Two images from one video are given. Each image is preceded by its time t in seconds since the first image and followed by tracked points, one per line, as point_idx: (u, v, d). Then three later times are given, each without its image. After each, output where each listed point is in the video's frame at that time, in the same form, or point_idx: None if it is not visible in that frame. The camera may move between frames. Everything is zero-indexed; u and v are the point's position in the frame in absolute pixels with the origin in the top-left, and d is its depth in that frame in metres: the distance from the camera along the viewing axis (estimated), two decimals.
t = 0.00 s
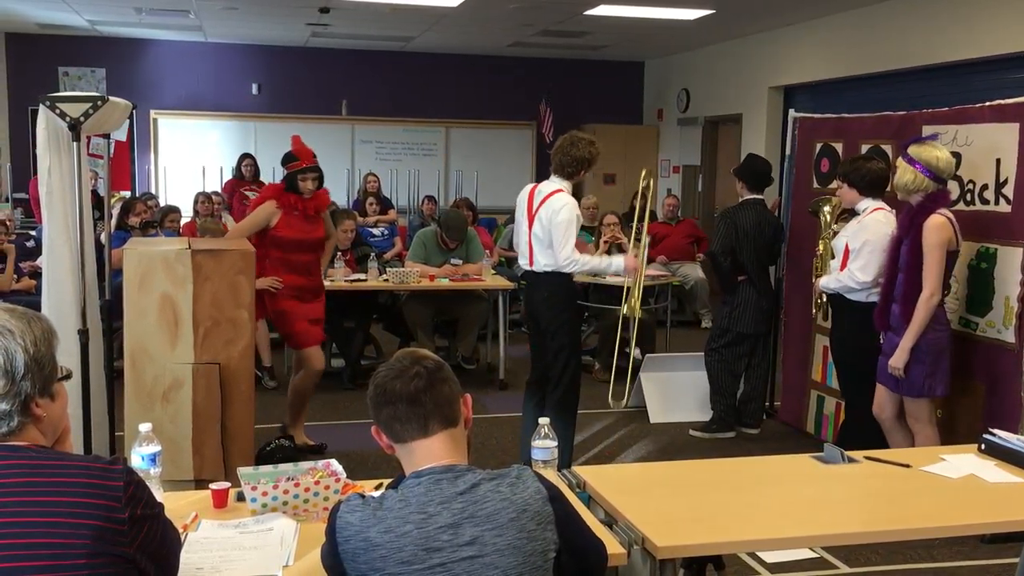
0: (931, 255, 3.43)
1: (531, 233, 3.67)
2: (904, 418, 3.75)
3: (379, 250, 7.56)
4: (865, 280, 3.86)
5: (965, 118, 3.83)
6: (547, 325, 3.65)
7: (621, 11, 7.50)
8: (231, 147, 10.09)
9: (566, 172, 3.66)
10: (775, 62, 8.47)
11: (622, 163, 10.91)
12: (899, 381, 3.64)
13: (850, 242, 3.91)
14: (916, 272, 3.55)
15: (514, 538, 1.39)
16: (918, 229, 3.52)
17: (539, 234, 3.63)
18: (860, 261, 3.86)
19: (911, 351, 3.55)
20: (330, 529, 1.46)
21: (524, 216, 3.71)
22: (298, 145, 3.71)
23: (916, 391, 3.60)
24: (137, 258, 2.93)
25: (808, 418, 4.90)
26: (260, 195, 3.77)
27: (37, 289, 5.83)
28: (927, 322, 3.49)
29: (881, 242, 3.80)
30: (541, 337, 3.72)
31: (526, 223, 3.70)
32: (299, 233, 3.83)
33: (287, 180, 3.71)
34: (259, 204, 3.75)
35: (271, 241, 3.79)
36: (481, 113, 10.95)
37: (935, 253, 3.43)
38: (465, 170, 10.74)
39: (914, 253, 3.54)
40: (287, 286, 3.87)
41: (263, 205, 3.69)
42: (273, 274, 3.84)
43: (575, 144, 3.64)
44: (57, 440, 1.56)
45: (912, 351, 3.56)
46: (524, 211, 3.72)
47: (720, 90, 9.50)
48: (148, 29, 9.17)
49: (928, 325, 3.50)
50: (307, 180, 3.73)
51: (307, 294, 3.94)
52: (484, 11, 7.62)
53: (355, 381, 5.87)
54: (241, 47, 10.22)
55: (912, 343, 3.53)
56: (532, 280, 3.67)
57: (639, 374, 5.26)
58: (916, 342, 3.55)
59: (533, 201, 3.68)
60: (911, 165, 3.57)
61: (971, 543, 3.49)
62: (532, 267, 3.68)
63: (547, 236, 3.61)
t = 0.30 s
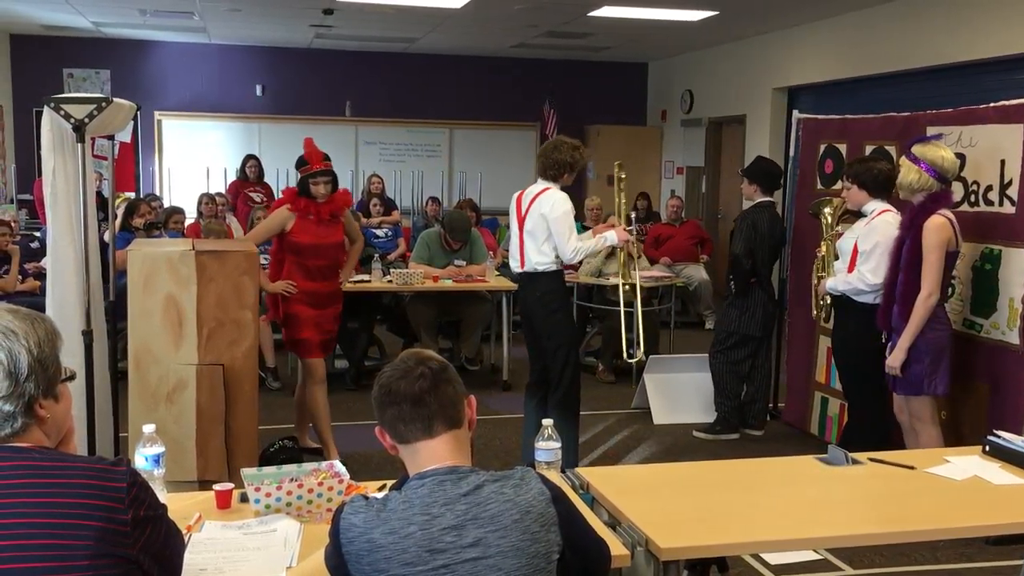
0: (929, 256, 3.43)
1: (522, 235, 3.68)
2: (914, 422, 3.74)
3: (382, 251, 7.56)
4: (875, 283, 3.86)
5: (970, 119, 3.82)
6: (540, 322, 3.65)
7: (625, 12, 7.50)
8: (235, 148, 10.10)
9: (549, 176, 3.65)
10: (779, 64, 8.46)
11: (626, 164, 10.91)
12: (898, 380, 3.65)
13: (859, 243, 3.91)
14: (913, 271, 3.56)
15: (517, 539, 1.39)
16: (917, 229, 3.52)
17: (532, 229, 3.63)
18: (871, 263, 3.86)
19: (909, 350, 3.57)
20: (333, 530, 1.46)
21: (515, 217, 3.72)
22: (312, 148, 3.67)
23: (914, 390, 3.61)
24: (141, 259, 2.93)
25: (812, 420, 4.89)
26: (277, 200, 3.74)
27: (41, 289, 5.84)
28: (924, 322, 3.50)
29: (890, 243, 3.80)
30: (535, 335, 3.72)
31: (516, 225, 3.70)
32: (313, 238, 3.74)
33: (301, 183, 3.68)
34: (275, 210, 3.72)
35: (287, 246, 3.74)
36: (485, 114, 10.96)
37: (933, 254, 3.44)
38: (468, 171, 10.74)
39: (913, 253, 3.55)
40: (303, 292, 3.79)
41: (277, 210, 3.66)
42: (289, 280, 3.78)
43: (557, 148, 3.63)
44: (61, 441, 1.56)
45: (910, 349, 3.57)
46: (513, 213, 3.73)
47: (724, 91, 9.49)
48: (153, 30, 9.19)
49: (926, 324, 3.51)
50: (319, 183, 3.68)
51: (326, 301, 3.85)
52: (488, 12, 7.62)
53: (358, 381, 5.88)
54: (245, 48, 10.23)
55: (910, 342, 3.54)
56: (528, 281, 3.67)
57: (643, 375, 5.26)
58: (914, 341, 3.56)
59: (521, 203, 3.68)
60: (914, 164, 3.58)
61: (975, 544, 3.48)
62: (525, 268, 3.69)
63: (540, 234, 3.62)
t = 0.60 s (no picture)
0: (942, 259, 3.42)
1: (528, 236, 3.67)
2: (919, 424, 3.73)
3: (385, 252, 7.57)
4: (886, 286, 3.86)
5: (974, 121, 3.81)
6: (546, 314, 3.64)
7: (628, 13, 7.49)
8: (239, 149, 10.13)
9: (546, 166, 3.67)
10: (782, 65, 8.45)
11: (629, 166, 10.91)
12: (904, 381, 3.65)
13: (868, 245, 3.90)
14: (923, 273, 3.54)
15: (520, 542, 1.38)
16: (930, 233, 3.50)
17: (539, 232, 3.62)
18: (881, 266, 3.86)
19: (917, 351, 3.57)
20: (336, 531, 1.46)
21: (520, 221, 3.71)
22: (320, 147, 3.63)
23: (919, 391, 3.61)
24: (145, 260, 2.94)
25: (815, 421, 4.89)
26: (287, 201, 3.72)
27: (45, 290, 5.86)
28: (935, 323, 3.49)
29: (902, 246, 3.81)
30: (541, 331, 3.72)
31: (522, 227, 3.70)
32: (320, 239, 3.70)
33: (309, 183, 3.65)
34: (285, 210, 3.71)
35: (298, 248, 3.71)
36: (488, 115, 10.96)
37: (948, 257, 3.42)
38: (471, 173, 10.76)
39: (919, 256, 3.54)
40: (311, 295, 3.74)
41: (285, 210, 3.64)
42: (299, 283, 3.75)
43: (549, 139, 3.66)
44: (64, 443, 1.56)
45: (917, 350, 3.57)
46: (519, 216, 3.73)
47: (727, 92, 9.49)
48: (157, 32, 9.20)
49: (934, 326, 3.52)
50: (328, 183, 3.65)
51: (335, 305, 3.77)
52: (491, 13, 7.62)
53: (361, 383, 5.88)
54: (249, 50, 10.24)
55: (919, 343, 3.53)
56: (534, 282, 3.66)
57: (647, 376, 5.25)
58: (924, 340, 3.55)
59: (526, 205, 3.69)
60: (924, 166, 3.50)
61: (979, 547, 3.48)
62: (533, 270, 3.66)
63: (547, 233, 3.61)
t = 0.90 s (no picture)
0: (964, 260, 3.43)
1: (541, 239, 3.64)
2: (922, 426, 3.71)
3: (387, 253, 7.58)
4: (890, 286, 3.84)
5: (976, 121, 3.81)
6: (562, 326, 3.62)
7: (631, 14, 7.50)
8: (241, 150, 10.14)
9: (558, 168, 3.67)
10: (784, 66, 8.45)
11: (631, 167, 10.90)
12: (924, 387, 3.59)
13: (871, 245, 3.89)
14: (943, 276, 3.51)
15: (522, 543, 1.38)
16: (948, 234, 3.48)
17: (554, 235, 3.60)
18: (885, 266, 3.85)
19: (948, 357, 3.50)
20: (338, 532, 1.46)
21: (532, 223, 3.68)
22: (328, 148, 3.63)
23: (943, 395, 3.58)
24: (147, 261, 2.94)
25: (817, 422, 4.88)
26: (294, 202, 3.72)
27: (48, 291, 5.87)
28: (960, 327, 3.47)
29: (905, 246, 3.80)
30: (556, 344, 3.71)
31: (533, 229, 3.67)
32: (324, 240, 3.68)
33: (315, 183, 3.64)
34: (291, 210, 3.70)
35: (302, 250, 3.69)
36: (490, 116, 10.96)
37: (967, 257, 3.44)
38: (473, 173, 10.75)
39: (938, 260, 3.51)
40: (314, 298, 3.71)
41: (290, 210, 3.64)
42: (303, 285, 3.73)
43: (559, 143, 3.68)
44: (66, 444, 1.56)
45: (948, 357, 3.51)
46: (529, 218, 3.70)
47: (729, 93, 9.49)
48: (159, 33, 9.21)
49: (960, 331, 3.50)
50: (335, 184, 3.64)
51: (338, 308, 3.74)
52: (494, 14, 7.62)
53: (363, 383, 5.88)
54: (251, 50, 10.25)
55: (949, 348, 3.49)
56: (545, 283, 3.64)
57: (649, 378, 5.25)
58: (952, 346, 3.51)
59: (539, 207, 3.66)
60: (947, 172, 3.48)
61: (982, 548, 3.47)
62: (545, 272, 3.64)
63: (560, 237, 3.59)
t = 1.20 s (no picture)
0: (977, 262, 3.45)
1: (557, 240, 3.63)
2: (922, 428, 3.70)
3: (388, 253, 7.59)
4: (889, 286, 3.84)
5: (976, 122, 3.81)
6: (571, 325, 3.63)
7: (631, 15, 7.50)
8: (241, 151, 10.13)
9: (580, 170, 3.66)
10: (785, 66, 8.45)
11: (631, 167, 10.90)
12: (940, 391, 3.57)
13: (871, 245, 3.89)
14: (956, 279, 3.51)
15: (523, 543, 1.38)
16: (958, 236, 3.48)
17: (573, 238, 3.58)
18: (884, 266, 3.84)
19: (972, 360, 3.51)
20: (339, 533, 1.46)
21: (548, 223, 3.65)
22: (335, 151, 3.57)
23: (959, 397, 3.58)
24: (147, 261, 2.94)
25: (818, 423, 4.88)
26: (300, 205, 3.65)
27: (48, 291, 5.87)
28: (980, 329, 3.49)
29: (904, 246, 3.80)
30: (562, 342, 3.72)
31: (550, 230, 3.64)
32: (328, 245, 3.61)
33: (321, 186, 3.58)
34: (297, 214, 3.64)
35: (307, 254, 3.62)
36: (491, 116, 10.96)
37: (976, 260, 3.45)
38: (474, 174, 10.75)
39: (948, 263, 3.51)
40: (319, 304, 3.65)
41: (296, 214, 3.58)
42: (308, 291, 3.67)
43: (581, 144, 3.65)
44: (67, 444, 1.56)
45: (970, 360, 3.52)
46: (545, 218, 3.67)
47: (730, 93, 9.48)
48: (159, 33, 9.22)
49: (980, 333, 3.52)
50: (342, 187, 3.57)
51: (341, 314, 3.67)
52: (495, 15, 7.63)
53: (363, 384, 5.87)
54: (251, 51, 10.25)
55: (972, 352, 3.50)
56: (558, 285, 3.64)
57: (649, 378, 5.25)
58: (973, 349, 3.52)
59: (557, 208, 3.64)
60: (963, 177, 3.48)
61: (982, 549, 3.47)
62: (559, 274, 3.64)
63: (579, 240, 3.58)
